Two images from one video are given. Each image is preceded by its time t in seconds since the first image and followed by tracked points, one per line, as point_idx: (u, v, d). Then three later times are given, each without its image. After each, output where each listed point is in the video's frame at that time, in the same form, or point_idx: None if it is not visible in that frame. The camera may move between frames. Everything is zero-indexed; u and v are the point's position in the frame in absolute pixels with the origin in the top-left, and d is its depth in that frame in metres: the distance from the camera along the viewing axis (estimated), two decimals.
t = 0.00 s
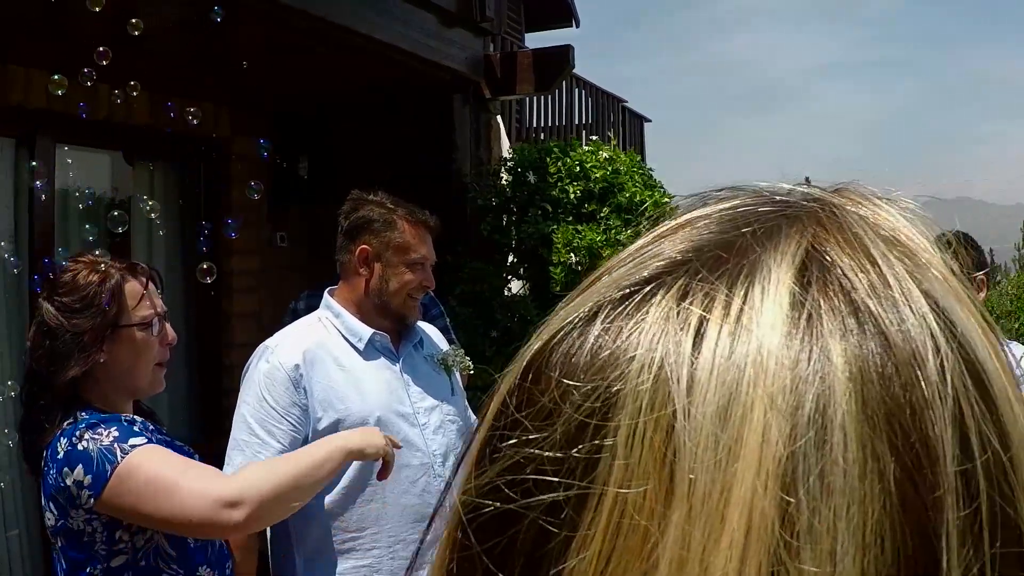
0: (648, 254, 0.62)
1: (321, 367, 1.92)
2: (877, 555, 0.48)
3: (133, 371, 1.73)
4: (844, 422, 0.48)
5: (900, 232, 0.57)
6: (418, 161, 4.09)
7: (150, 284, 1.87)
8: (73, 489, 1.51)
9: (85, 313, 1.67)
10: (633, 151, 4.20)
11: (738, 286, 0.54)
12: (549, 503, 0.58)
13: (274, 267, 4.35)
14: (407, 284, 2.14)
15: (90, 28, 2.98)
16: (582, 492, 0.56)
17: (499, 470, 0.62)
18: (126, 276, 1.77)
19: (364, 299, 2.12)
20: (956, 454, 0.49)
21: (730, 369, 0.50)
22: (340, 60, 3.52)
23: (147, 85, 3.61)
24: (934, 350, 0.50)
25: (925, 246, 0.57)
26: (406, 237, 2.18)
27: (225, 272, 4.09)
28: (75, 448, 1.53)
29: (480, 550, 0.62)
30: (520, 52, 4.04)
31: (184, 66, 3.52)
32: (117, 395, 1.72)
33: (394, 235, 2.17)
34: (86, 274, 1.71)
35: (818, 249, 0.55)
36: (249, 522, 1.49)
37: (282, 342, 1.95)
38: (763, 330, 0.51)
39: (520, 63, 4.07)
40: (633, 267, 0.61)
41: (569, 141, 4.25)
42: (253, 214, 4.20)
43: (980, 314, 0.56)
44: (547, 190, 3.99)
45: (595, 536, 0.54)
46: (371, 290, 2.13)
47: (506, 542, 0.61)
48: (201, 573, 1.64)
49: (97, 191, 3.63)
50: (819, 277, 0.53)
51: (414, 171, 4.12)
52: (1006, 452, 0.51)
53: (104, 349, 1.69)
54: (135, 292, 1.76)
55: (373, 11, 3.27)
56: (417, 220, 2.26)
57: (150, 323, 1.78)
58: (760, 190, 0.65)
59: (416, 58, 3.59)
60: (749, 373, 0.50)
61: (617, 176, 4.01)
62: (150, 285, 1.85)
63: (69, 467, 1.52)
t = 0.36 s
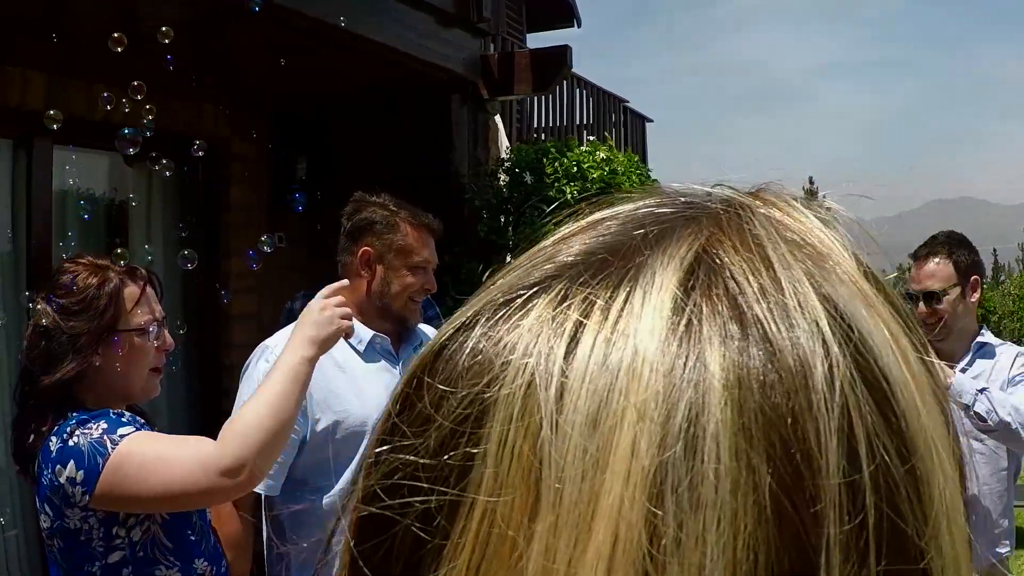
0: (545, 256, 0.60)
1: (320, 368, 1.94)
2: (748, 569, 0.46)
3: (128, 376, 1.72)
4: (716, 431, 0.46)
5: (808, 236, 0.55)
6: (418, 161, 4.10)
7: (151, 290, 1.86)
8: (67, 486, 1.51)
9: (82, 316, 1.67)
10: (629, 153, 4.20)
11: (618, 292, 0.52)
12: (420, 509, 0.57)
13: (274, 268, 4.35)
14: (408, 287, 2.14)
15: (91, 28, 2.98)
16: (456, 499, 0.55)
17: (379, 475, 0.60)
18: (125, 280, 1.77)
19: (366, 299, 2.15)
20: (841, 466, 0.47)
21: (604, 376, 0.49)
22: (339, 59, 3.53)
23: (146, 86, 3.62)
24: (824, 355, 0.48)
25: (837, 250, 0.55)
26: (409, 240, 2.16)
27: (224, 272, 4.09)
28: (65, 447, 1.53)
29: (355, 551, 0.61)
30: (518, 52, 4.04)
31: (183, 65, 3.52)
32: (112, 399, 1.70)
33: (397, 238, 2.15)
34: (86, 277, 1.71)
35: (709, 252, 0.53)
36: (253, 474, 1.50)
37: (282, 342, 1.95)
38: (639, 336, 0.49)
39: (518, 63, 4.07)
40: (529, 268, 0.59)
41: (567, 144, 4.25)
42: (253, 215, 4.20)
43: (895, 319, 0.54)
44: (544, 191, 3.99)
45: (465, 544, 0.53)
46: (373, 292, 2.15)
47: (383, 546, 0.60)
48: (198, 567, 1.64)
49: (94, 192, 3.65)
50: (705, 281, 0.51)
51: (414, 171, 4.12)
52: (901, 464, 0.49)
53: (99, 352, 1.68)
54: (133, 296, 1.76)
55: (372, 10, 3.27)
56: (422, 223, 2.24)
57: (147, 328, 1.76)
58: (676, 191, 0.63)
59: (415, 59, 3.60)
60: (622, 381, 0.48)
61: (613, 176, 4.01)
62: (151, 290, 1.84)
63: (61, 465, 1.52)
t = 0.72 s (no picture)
0: (443, 268, 0.58)
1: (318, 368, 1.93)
2: None
3: (126, 381, 1.71)
4: (577, 450, 0.45)
5: (705, 248, 0.53)
6: (418, 161, 4.14)
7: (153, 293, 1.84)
8: (64, 493, 1.51)
9: (82, 319, 1.66)
10: (625, 154, 4.17)
11: (494, 307, 0.51)
12: (299, 522, 0.56)
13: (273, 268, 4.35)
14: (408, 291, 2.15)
15: (91, 29, 3.00)
16: (331, 513, 0.54)
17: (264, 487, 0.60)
18: (127, 284, 1.75)
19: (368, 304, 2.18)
20: (710, 487, 0.45)
21: (470, 394, 0.48)
22: (339, 60, 3.54)
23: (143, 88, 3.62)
24: (699, 372, 0.47)
25: (740, 266, 0.53)
26: (411, 245, 2.16)
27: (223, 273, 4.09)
28: (61, 454, 1.53)
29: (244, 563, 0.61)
30: (515, 53, 4.05)
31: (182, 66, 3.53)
32: (109, 403, 1.70)
33: (399, 242, 2.15)
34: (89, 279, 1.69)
35: (591, 265, 0.52)
36: (238, 476, 1.40)
37: (283, 343, 1.95)
38: (507, 352, 0.48)
39: (515, 64, 4.07)
40: (424, 282, 0.58)
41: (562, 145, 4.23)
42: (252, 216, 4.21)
43: (797, 332, 0.52)
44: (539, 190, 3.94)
45: (339, 558, 0.53)
46: (373, 293, 2.17)
47: (269, 555, 0.59)
48: (194, 569, 1.66)
49: (92, 193, 3.63)
50: (581, 296, 0.50)
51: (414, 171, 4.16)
52: (783, 484, 0.47)
53: (97, 357, 1.67)
54: (136, 301, 1.74)
55: (368, 12, 3.28)
56: (426, 228, 2.24)
57: (147, 333, 1.74)
58: (592, 205, 0.61)
59: (411, 61, 3.60)
60: (487, 400, 0.48)
61: (610, 177, 3.97)
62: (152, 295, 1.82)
63: (58, 472, 1.52)
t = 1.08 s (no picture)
0: (354, 270, 0.59)
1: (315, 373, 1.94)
2: None
3: (124, 382, 1.70)
4: (453, 451, 0.46)
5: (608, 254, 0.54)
6: (418, 161, 4.13)
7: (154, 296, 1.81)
8: (62, 500, 1.53)
9: (81, 319, 1.66)
10: (622, 153, 4.16)
11: (389, 311, 0.52)
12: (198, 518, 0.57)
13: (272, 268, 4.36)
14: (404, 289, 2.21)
15: (90, 29, 3.01)
16: (228, 510, 0.55)
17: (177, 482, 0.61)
18: (128, 286, 1.73)
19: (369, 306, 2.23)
20: (585, 488, 0.46)
21: (355, 395, 0.50)
22: (337, 61, 3.55)
23: (141, 88, 3.63)
24: (582, 375, 0.47)
25: (645, 271, 0.54)
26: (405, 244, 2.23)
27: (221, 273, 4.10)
28: (60, 461, 1.54)
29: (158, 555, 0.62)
30: (512, 53, 4.05)
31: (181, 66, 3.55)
32: (108, 403, 1.70)
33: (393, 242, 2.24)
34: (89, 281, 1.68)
35: (487, 270, 0.52)
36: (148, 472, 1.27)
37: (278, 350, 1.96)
38: (393, 355, 0.49)
39: (512, 64, 4.07)
40: (331, 285, 0.59)
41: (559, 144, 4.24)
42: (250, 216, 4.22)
43: (701, 336, 0.53)
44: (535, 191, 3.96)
45: (233, 553, 0.53)
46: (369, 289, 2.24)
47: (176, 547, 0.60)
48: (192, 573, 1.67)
49: (91, 194, 3.63)
50: (471, 300, 0.51)
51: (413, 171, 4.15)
52: (666, 487, 0.48)
53: (94, 357, 1.67)
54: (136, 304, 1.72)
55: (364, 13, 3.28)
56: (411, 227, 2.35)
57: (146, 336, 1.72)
58: (503, 210, 0.63)
59: (407, 61, 3.60)
60: (373, 402, 0.49)
61: (606, 177, 3.94)
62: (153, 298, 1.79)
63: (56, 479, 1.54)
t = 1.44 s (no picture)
0: (273, 263, 0.61)
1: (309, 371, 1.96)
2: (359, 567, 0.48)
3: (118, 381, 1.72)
4: (334, 438, 0.47)
5: (508, 250, 0.56)
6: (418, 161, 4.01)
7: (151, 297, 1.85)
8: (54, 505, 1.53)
9: (75, 317, 1.68)
10: (618, 154, 4.18)
11: (288, 303, 0.54)
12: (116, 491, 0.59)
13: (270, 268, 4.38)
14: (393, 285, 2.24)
15: (88, 30, 3.03)
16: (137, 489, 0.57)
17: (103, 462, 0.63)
18: (121, 285, 1.77)
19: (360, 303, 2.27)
20: (462, 472, 0.48)
21: (249, 381, 0.51)
22: (334, 61, 3.57)
23: (139, 88, 3.66)
24: (465, 365, 0.49)
25: (546, 267, 0.55)
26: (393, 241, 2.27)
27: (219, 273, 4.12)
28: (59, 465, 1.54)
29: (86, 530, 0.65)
30: (509, 54, 4.04)
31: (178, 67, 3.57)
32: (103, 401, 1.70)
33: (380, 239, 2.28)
34: (82, 279, 1.72)
35: (386, 263, 0.54)
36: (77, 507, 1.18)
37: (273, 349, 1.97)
38: (287, 345, 0.51)
39: (509, 65, 4.05)
40: (248, 277, 0.60)
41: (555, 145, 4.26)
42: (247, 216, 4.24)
43: (597, 332, 0.54)
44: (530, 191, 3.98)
45: (136, 532, 0.55)
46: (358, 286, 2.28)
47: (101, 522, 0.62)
48: None
49: (87, 193, 3.65)
50: (363, 293, 0.52)
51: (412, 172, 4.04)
52: (548, 473, 0.50)
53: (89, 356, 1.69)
54: (130, 302, 1.75)
55: (360, 14, 3.30)
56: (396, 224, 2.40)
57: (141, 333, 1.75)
58: (422, 206, 0.64)
59: (403, 62, 3.62)
60: (263, 388, 0.50)
61: (601, 179, 3.98)
62: (149, 299, 1.82)
63: (52, 483, 1.53)
